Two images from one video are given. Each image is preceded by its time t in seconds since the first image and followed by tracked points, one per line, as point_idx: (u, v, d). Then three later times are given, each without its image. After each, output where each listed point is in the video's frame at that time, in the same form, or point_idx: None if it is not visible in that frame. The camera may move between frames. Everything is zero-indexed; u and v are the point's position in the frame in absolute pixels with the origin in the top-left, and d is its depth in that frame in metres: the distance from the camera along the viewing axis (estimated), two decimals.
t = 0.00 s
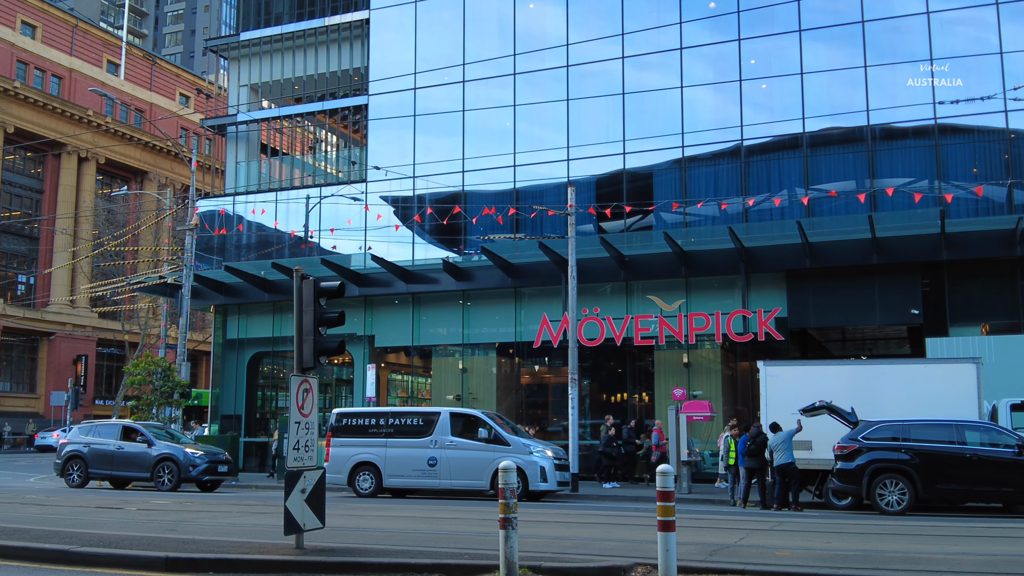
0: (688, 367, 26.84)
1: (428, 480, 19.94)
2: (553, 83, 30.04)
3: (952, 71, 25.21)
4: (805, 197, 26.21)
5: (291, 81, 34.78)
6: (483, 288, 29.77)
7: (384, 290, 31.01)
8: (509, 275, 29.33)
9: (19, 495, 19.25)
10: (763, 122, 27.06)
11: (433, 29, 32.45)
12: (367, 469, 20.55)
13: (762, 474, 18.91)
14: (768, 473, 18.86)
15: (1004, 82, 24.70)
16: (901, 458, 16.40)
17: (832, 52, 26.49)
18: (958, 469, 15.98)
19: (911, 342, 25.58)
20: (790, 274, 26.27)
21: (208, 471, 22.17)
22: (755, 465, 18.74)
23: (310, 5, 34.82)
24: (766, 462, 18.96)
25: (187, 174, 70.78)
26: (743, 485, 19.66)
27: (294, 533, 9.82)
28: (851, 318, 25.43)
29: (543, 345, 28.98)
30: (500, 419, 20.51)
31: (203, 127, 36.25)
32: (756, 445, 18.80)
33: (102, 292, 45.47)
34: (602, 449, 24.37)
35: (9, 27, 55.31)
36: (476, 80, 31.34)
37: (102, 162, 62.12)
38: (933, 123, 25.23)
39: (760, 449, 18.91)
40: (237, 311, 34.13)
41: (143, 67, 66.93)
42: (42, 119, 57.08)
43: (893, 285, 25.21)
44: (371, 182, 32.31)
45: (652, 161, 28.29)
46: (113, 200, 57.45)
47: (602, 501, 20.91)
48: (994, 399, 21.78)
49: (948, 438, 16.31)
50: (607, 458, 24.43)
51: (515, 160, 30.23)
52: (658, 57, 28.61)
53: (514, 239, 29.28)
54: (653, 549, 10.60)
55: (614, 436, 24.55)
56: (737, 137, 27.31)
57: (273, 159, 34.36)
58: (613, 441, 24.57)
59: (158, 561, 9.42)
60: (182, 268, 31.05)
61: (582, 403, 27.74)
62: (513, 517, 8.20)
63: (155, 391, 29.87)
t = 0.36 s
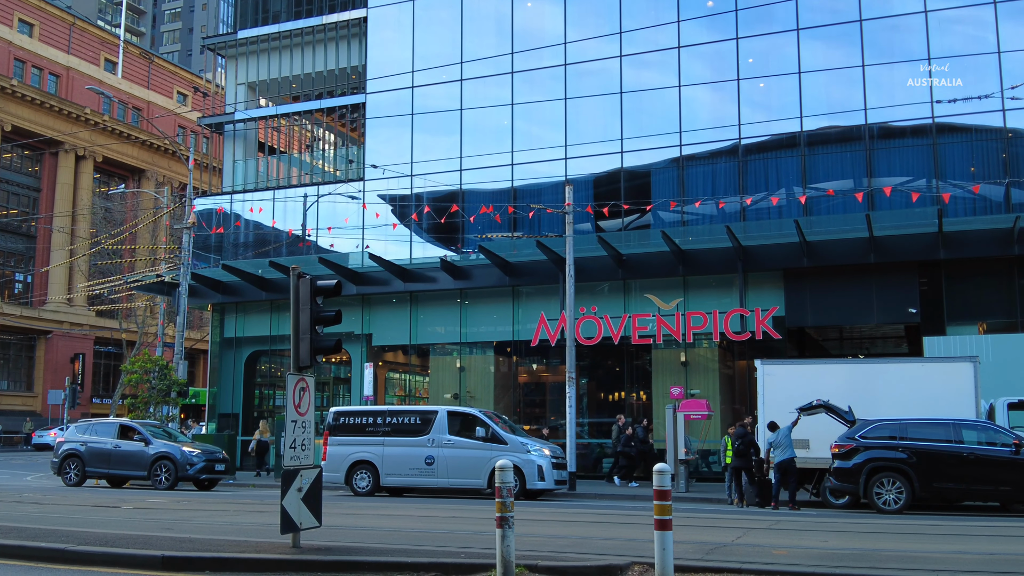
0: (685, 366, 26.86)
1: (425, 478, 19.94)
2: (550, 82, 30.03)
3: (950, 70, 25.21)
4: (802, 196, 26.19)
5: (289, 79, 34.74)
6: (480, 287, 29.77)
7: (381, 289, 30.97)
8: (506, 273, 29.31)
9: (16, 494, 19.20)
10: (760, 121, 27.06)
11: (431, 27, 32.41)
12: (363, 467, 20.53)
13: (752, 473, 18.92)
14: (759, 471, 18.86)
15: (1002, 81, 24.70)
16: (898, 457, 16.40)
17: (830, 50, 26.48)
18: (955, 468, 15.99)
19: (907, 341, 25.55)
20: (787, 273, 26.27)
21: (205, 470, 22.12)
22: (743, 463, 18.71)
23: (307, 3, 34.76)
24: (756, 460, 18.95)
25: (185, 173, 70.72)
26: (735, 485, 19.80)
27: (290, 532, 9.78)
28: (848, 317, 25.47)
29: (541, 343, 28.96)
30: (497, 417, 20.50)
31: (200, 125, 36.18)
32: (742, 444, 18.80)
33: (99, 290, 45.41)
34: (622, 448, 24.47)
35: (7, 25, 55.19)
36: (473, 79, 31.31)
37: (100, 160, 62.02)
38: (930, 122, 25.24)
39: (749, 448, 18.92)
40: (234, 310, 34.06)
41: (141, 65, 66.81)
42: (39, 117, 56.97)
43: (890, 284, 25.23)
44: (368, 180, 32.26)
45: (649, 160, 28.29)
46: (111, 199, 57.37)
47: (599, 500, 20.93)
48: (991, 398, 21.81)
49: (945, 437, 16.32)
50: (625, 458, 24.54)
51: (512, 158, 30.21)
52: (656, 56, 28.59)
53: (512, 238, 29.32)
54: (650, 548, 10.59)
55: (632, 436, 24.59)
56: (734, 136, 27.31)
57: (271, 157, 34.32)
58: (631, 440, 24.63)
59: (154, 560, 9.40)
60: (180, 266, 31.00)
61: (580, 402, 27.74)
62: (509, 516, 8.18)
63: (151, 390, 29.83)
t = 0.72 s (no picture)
0: (676, 364, 26.90)
1: (415, 476, 19.92)
2: (542, 79, 30.01)
3: (941, 69, 25.31)
4: (792, 194, 26.25)
5: (279, 76, 34.63)
6: (471, 284, 29.78)
7: (372, 286, 30.89)
8: (497, 270, 29.29)
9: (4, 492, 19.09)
10: (751, 119, 27.11)
11: (422, 23, 32.34)
12: (354, 465, 20.50)
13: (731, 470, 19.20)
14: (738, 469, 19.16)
15: (992, 80, 24.79)
16: (887, 454, 16.47)
17: (821, 48, 26.53)
18: (943, 465, 16.07)
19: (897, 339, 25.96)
20: (777, 271, 26.34)
21: (194, 467, 22.04)
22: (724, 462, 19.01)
23: None
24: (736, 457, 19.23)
25: (175, 169, 70.45)
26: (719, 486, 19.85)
27: (279, 528, 9.76)
28: (837, 314, 25.56)
29: (532, 341, 28.92)
30: (487, 414, 20.50)
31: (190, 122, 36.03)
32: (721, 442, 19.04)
33: (88, 287, 45.18)
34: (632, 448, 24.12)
35: None
36: (464, 76, 31.27)
37: (90, 157, 61.68)
38: (920, 120, 25.32)
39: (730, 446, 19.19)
40: (224, 307, 33.92)
41: (131, 61, 66.47)
42: (28, 113, 56.60)
43: (880, 281, 25.32)
44: (359, 177, 32.19)
45: (640, 157, 28.30)
46: (101, 195, 57.13)
47: (590, 497, 20.97)
48: (980, 395, 21.94)
49: (933, 434, 16.40)
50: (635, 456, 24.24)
51: (504, 156, 30.18)
52: (647, 54, 28.61)
53: (502, 235, 29.40)
54: (640, 545, 10.60)
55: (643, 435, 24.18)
56: (725, 134, 27.35)
57: (261, 154, 34.20)
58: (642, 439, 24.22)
59: (143, 557, 9.37)
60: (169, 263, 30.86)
61: (570, 399, 27.77)
62: (498, 513, 8.18)
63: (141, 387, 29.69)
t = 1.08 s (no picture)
0: (659, 361, 26.98)
1: (399, 473, 19.88)
2: (526, 75, 29.99)
3: (921, 68, 25.50)
4: (774, 192, 26.37)
5: (262, 70, 34.40)
6: (454, 281, 29.73)
7: (355, 282, 30.86)
8: (481, 267, 29.25)
9: None
10: (734, 117, 27.21)
11: (406, 19, 32.24)
12: (336, 461, 20.41)
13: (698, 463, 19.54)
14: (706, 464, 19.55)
15: (973, 79, 24.98)
16: (868, 451, 16.61)
17: (803, 47, 26.65)
18: (924, 462, 16.20)
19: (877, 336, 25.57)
20: (759, 268, 26.47)
21: (176, 464, 21.89)
22: (694, 458, 19.28)
23: None
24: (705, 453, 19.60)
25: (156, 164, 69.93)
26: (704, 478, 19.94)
27: (262, 525, 9.71)
28: (819, 312, 25.73)
29: (515, 337, 28.95)
30: (471, 411, 20.49)
31: (171, 117, 35.75)
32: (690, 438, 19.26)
33: (68, 283, 44.78)
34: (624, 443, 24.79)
35: None
36: (448, 72, 31.20)
37: (70, 151, 61.08)
38: (902, 119, 25.49)
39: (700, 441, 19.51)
40: (205, 303, 33.68)
41: (112, 55, 65.84)
42: (8, 107, 55.96)
43: (861, 279, 25.48)
44: (342, 173, 32.06)
45: (624, 155, 28.33)
46: (81, 190, 56.69)
47: (572, 493, 21.01)
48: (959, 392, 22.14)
49: (914, 431, 16.55)
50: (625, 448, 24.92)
51: (487, 152, 30.14)
52: (631, 51, 28.65)
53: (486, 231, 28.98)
54: (622, 541, 10.63)
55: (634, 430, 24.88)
56: (708, 131, 27.43)
57: (243, 149, 33.99)
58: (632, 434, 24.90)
59: (123, 554, 9.29)
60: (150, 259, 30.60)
61: (553, 396, 27.83)
62: (481, 509, 8.17)
63: (121, 383, 29.45)
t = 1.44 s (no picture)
0: (651, 360, 27.04)
1: (391, 472, 19.86)
2: (519, 74, 29.98)
3: (912, 69, 25.59)
4: (766, 191, 26.44)
5: (254, 68, 34.28)
6: (447, 280, 29.71)
7: (347, 281, 30.84)
8: (473, 266, 29.23)
9: None
10: (726, 116, 27.25)
11: (399, 17, 32.20)
12: (328, 460, 20.40)
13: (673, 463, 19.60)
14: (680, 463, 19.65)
15: (964, 79, 25.06)
16: (859, 450, 16.66)
17: (796, 47, 26.72)
18: (915, 461, 16.26)
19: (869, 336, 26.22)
20: (751, 268, 26.54)
21: (167, 463, 21.83)
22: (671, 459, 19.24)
23: None
24: (680, 452, 19.72)
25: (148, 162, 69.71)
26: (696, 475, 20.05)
27: (254, 524, 9.68)
28: (811, 311, 25.81)
29: (508, 336, 28.97)
30: (463, 410, 20.46)
31: (163, 114, 35.61)
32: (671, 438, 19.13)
33: (60, 280, 44.58)
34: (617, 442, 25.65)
35: None
36: (441, 70, 31.17)
37: (61, 149, 60.80)
38: (894, 119, 25.58)
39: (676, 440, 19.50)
40: (197, 301, 33.61)
41: (104, 53, 65.52)
42: None
43: (852, 278, 25.57)
44: (334, 172, 32.00)
45: (616, 154, 28.36)
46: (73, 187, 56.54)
47: (564, 492, 21.03)
48: (950, 391, 22.26)
49: (906, 430, 16.61)
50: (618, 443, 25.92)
51: (480, 151, 30.14)
52: (624, 50, 28.68)
53: (479, 230, 29.04)
54: (615, 540, 10.63)
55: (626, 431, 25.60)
56: (701, 131, 27.48)
57: (235, 147, 33.91)
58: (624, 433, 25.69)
59: (115, 553, 9.26)
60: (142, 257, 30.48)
61: (545, 394, 27.87)
62: (474, 509, 8.16)
63: (113, 381, 29.34)
